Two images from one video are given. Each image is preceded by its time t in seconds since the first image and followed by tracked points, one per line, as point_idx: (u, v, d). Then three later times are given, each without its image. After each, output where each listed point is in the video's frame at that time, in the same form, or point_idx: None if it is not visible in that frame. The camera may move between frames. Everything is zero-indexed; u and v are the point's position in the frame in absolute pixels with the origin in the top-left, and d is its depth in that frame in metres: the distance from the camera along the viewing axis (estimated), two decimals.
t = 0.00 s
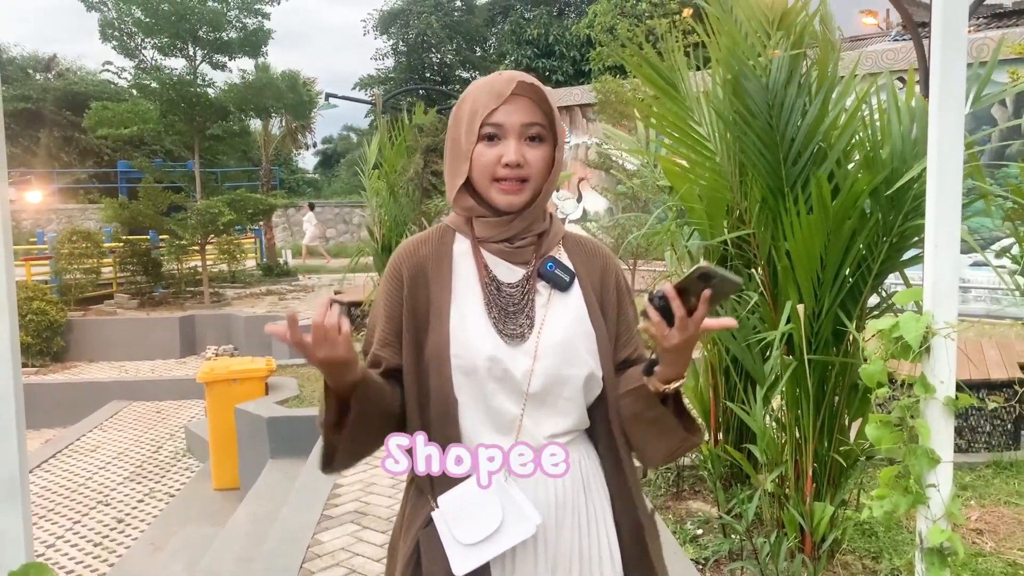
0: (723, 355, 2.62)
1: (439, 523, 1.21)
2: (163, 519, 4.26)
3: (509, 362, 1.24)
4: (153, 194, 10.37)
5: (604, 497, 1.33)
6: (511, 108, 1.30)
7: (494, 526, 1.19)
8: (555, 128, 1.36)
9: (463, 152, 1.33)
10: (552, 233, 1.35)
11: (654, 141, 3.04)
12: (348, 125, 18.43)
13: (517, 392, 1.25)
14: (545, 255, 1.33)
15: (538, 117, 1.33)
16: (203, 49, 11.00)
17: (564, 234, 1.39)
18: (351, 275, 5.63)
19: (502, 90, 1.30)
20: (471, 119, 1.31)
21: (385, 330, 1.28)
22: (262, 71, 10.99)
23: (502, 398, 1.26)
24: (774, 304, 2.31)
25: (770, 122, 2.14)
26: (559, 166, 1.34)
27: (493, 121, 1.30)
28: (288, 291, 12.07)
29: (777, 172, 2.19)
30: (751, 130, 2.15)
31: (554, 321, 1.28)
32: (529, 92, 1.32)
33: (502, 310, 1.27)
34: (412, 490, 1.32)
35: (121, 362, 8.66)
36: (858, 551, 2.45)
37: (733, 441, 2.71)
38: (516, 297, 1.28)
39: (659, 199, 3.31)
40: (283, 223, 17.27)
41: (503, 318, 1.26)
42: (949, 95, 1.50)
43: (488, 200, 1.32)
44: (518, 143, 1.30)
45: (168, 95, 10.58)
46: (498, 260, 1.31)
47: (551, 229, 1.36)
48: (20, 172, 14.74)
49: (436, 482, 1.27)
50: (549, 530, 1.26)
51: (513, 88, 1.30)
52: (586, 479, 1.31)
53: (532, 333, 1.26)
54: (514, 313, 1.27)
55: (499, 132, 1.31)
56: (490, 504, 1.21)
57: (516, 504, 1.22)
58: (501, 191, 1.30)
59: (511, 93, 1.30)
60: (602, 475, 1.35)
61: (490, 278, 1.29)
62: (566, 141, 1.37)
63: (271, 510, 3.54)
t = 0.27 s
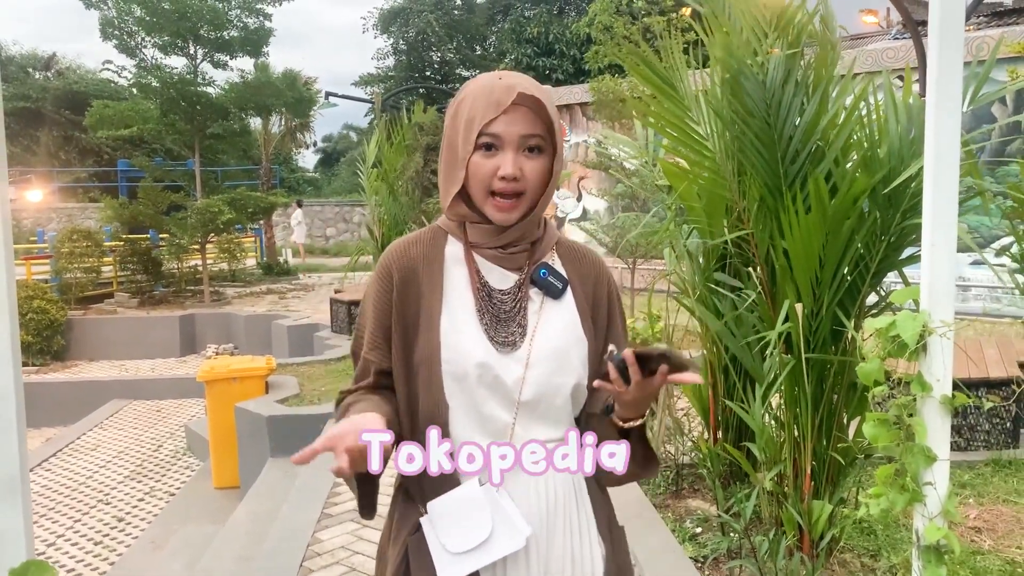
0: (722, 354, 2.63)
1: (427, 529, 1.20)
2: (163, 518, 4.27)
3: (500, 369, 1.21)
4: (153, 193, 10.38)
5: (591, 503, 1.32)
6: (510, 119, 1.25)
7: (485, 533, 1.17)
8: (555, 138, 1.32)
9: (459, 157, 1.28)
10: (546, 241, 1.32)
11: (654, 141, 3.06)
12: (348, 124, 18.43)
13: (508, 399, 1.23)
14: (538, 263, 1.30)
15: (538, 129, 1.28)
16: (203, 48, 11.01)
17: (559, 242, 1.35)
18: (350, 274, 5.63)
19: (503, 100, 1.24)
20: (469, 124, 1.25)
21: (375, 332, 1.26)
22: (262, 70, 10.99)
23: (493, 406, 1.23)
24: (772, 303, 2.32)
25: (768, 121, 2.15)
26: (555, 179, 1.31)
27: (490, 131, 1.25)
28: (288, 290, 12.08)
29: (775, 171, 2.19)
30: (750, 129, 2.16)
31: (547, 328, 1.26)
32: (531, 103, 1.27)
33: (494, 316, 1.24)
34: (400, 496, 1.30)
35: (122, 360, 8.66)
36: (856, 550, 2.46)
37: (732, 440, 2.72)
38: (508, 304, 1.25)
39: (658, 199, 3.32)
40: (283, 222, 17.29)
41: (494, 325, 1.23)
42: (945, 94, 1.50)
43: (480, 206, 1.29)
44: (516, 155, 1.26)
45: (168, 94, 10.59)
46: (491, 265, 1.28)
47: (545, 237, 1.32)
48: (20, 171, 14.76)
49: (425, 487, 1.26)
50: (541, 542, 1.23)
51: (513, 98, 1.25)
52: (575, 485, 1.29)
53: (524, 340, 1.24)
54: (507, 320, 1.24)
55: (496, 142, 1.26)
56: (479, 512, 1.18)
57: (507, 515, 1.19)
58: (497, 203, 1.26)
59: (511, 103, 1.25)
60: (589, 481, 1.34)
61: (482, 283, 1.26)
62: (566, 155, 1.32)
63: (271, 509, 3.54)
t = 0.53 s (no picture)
0: (722, 352, 2.63)
1: (415, 535, 1.18)
2: (164, 515, 4.29)
3: (491, 372, 1.20)
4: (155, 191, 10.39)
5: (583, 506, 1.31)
6: (501, 110, 1.26)
7: (474, 540, 1.16)
8: (546, 132, 1.32)
9: (450, 153, 1.28)
10: (540, 240, 1.31)
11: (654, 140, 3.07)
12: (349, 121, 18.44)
13: (500, 403, 1.22)
14: (531, 263, 1.29)
15: (529, 121, 1.28)
16: (205, 46, 11.00)
17: (553, 242, 1.34)
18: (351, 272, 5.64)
19: (494, 90, 1.25)
20: (459, 117, 1.26)
21: (362, 335, 1.23)
22: (263, 68, 10.99)
23: (484, 409, 1.22)
24: (772, 302, 2.32)
25: (770, 119, 2.15)
26: (546, 173, 1.31)
27: (481, 122, 1.25)
28: (289, 288, 12.10)
29: (776, 169, 2.20)
30: (751, 127, 2.15)
31: (539, 330, 1.24)
32: (522, 94, 1.27)
33: (486, 317, 1.22)
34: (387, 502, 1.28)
35: (123, 358, 8.67)
36: (856, 547, 2.47)
37: (732, 437, 2.72)
38: (500, 305, 1.23)
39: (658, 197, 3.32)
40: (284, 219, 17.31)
41: (486, 326, 1.22)
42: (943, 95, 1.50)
43: (473, 202, 1.28)
44: (507, 146, 1.26)
45: (170, 91, 10.57)
46: (484, 264, 1.27)
47: (540, 236, 1.31)
48: (21, 169, 14.77)
49: (413, 493, 1.25)
50: (532, 546, 1.22)
51: (504, 89, 1.26)
52: (568, 490, 1.28)
53: (516, 341, 1.22)
54: (498, 321, 1.22)
55: (488, 134, 1.26)
56: (469, 517, 1.17)
57: (496, 520, 1.18)
58: (489, 197, 1.25)
59: (502, 95, 1.26)
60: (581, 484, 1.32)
61: (475, 283, 1.24)
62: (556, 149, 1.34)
63: (271, 507, 3.55)
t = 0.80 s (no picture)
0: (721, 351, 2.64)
1: (410, 538, 1.18)
2: (166, 512, 4.30)
3: (488, 371, 1.20)
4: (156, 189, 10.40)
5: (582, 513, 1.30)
6: (492, 103, 1.27)
7: (471, 543, 1.16)
8: (537, 125, 1.33)
9: (442, 148, 1.29)
10: (534, 238, 1.32)
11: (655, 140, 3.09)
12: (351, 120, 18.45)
13: (496, 403, 1.22)
14: (526, 261, 1.29)
15: (519, 113, 1.30)
16: (206, 44, 11.00)
17: (547, 240, 1.35)
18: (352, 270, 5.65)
19: (483, 83, 1.27)
20: (450, 112, 1.27)
21: (354, 335, 1.23)
22: (265, 66, 11.00)
23: (480, 409, 1.21)
24: (772, 300, 2.33)
25: (771, 118, 2.16)
26: (539, 165, 1.32)
27: (473, 115, 1.27)
28: (291, 286, 12.12)
29: (777, 168, 2.20)
30: (753, 126, 2.16)
31: (536, 328, 1.24)
32: (512, 87, 1.29)
33: (481, 315, 1.22)
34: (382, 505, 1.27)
35: (125, 356, 8.69)
36: (855, 545, 2.48)
37: (731, 435, 2.73)
38: (496, 303, 1.24)
39: (658, 196, 3.34)
40: (286, 217, 17.33)
41: (481, 324, 1.22)
42: (941, 95, 1.50)
43: (466, 197, 1.29)
44: (500, 138, 1.27)
45: (172, 90, 10.62)
46: (478, 263, 1.27)
47: (534, 233, 1.33)
48: (23, 167, 14.78)
49: (408, 495, 1.23)
50: (529, 549, 1.22)
51: (494, 82, 1.28)
52: (564, 493, 1.28)
53: (511, 340, 1.22)
54: (494, 319, 1.23)
55: (479, 127, 1.28)
56: (466, 520, 1.17)
57: (494, 521, 1.18)
58: (483, 190, 1.27)
59: (491, 88, 1.28)
60: (578, 489, 1.32)
61: (469, 281, 1.25)
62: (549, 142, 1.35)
63: (273, 504, 3.56)
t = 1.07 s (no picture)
0: (722, 351, 2.65)
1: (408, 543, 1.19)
2: (167, 512, 4.32)
3: (491, 375, 1.20)
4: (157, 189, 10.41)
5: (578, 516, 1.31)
6: (490, 101, 1.28)
7: (471, 548, 1.17)
8: (535, 123, 1.34)
9: (442, 148, 1.30)
10: (535, 238, 1.33)
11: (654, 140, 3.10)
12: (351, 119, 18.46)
13: (497, 405, 1.22)
14: (528, 261, 1.31)
15: (517, 112, 1.31)
16: (207, 44, 11.01)
17: (546, 240, 1.36)
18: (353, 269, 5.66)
19: (481, 82, 1.28)
20: (449, 112, 1.29)
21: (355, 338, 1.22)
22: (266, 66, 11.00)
23: (482, 412, 1.21)
24: (772, 301, 2.34)
25: (771, 118, 2.16)
26: (539, 164, 1.33)
27: (472, 113, 1.28)
28: (292, 286, 12.13)
29: (776, 168, 2.21)
30: (753, 126, 2.17)
31: (538, 330, 1.25)
32: (511, 86, 1.31)
33: (484, 317, 1.23)
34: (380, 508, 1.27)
35: (127, 356, 8.70)
36: (854, 544, 2.49)
37: (731, 434, 2.74)
38: (498, 304, 1.25)
39: (659, 196, 3.35)
40: (287, 217, 17.35)
41: (484, 326, 1.23)
42: (939, 96, 1.50)
43: (467, 197, 1.29)
44: (499, 136, 1.28)
45: (172, 90, 10.64)
46: (480, 264, 1.28)
47: (534, 234, 1.33)
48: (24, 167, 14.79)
49: (406, 498, 1.22)
50: (526, 554, 1.23)
51: (491, 80, 1.29)
52: (561, 496, 1.29)
53: (514, 343, 1.23)
54: (496, 321, 1.24)
55: (479, 126, 1.29)
56: (464, 526, 1.18)
57: (492, 523, 1.19)
58: (483, 189, 1.27)
59: (489, 86, 1.29)
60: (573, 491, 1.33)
61: (472, 282, 1.26)
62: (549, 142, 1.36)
63: (274, 504, 3.57)
